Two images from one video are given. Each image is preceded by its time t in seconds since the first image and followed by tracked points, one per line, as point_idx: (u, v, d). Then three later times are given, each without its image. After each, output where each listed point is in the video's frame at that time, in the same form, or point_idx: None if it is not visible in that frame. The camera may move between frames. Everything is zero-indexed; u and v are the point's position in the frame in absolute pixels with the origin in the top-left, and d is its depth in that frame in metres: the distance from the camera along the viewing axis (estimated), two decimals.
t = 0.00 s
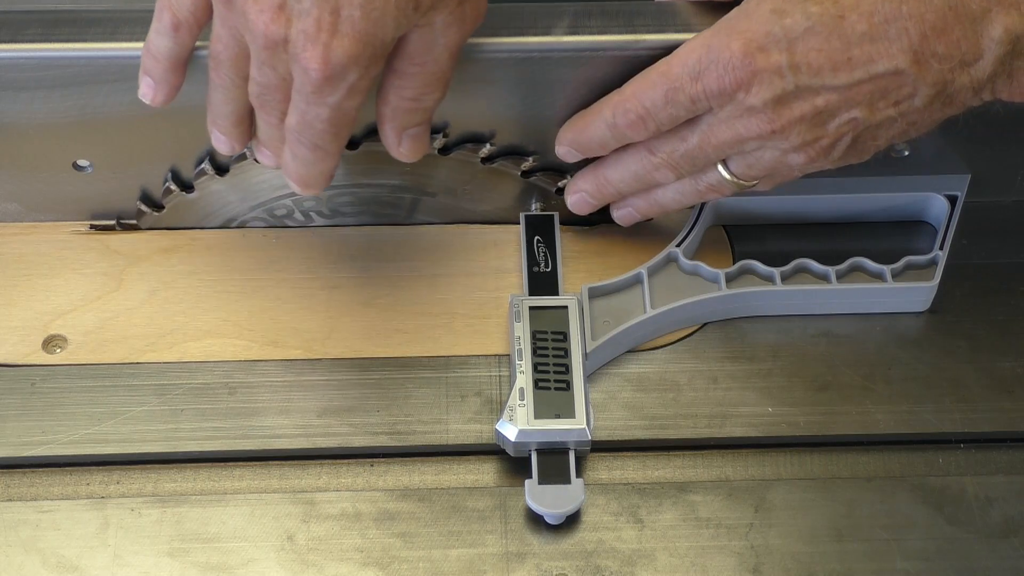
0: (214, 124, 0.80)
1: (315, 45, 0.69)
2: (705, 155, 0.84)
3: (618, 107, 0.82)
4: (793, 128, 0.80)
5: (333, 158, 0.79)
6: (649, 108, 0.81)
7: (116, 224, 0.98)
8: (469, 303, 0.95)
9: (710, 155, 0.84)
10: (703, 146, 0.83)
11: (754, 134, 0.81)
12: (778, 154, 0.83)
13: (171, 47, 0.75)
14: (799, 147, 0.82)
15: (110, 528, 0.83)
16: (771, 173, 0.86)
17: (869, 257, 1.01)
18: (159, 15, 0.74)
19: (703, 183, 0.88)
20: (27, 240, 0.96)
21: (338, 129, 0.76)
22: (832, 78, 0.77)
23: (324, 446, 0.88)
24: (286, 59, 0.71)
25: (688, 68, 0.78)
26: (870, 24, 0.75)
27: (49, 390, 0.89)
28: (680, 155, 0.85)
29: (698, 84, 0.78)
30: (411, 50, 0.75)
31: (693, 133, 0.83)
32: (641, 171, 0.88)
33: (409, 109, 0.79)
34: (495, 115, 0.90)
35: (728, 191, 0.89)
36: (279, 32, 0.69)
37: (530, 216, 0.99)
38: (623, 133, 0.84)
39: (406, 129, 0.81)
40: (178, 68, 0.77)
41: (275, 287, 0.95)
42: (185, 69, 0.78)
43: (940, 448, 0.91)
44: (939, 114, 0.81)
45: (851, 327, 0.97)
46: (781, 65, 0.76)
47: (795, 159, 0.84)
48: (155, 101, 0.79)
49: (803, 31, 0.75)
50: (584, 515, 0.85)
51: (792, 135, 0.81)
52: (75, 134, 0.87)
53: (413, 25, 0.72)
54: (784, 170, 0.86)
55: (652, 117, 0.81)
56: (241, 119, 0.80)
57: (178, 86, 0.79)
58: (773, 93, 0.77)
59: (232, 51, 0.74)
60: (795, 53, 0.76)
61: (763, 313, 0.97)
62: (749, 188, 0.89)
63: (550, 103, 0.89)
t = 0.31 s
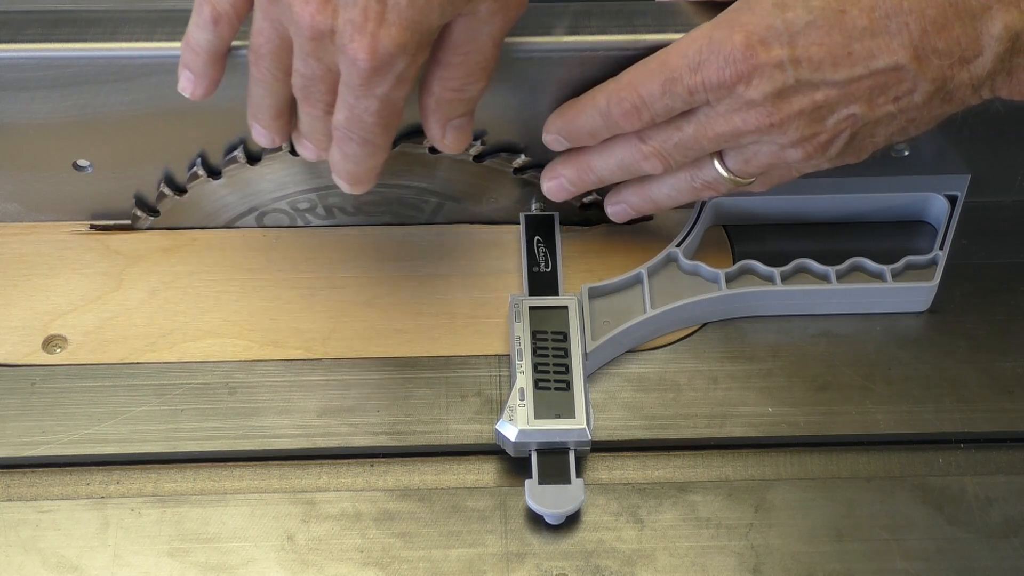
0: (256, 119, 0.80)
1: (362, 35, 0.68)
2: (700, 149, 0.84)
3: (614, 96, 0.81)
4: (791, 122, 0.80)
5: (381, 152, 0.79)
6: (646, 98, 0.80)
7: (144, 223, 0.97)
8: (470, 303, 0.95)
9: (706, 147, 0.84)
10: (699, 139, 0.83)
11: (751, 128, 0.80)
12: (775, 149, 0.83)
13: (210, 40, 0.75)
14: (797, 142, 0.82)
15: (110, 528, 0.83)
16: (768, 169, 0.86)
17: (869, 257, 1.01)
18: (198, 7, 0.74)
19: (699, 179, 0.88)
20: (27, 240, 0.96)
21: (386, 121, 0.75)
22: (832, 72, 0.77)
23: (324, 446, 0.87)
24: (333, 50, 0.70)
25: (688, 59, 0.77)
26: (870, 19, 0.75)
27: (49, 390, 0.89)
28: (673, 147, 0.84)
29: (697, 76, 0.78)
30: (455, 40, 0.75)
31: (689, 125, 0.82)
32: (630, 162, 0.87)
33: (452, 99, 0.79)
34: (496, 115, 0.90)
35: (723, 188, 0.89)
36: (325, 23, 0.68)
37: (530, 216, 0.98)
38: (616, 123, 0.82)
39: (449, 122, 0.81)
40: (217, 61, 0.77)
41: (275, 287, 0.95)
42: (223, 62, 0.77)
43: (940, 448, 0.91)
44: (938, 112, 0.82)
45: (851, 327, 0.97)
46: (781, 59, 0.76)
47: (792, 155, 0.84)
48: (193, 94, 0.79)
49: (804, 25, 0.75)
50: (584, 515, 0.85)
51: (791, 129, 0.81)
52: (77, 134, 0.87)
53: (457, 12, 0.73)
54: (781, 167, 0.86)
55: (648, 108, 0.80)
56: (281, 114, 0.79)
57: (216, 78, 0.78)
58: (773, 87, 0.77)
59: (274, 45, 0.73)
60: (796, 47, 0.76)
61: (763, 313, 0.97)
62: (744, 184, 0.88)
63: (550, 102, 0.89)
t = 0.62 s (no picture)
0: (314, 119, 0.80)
1: (420, 30, 0.67)
2: (710, 163, 0.84)
3: (622, 112, 0.82)
4: (798, 130, 0.80)
5: (440, 149, 0.78)
6: (653, 113, 0.81)
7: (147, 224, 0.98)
8: (470, 303, 0.95)
9: (715, 159, 0.84)
10: (708, 152, 0.83)
11: (759, 138, 0.81)
12: (784, 157, 0.83)
13: (263, 42, 0.74)
14: (805, 149, 0.82)
15: (110, 528, 0.83)
16: (776, 176, 0.86)
17: (869, 257, 1.01)
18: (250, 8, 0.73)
19: (709, 190, 0.89)
20: (27, 240, 0.96)
21: (444, 117, 0.75)
22: (836, 78, 0.76)
23: (324, 446, 0.87)
24: (391, 48, 0.69)
25: (693, 72, 0.78)
26: (873, 23, 0.75)
27: (49, 391, 0.89)
28: (684, 161, 0.85)
29: (702, 88, 0.78)
30: (511, 34, 0.73)
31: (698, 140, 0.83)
32: (644, 175, 0.88)
33: (507, 93, 0.78)
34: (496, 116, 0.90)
35: (732, 197, 0.89)
36: (382, 21, 0.67)
37: (530, 216, 0.98)
38: (625, 138, 0.84)
39: (507, 116, 0.80)
40: (269, 62, 0.76)
41: (276, 286, 0.95)
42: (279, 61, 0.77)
43: (940, 448, 0.91)
44: (944, 114, 0.81)
45: (851, 327, 0.97)
46: (785, 66, 0.76)
47: (801, 162, 0.84)
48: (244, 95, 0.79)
49: (807, 31, 0.75)
50: (584, 515, 0.85)
51: (798, 137, 0.81)
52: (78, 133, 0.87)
53: (513, 6, 0.70)
54: (790, 174, 0.86)
55: (655, 122, 0.81)
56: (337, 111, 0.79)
57: (267, 79, 0.78)
58: (779, 94, 0.77)
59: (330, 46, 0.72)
60: (800, 54, 0.76)
61: (763, 313, 0.97)
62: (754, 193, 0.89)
63: (549, 103, 0.89)
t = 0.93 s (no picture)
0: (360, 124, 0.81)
1: (453, 27, 0.65)
2: (702, 153, 0.84)
3: (616, 101, 0.81)
4: (792, 122, 0.80)
5: (483, 147, 0.77)
6: (648, 102, 0.80)
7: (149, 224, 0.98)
8: (470, 303, 0.95)
9: (708, 151, 0.84)
10: (701, 142, 0.83)
11: (753, 129, 0.80)
12: (777, 150, 0.83)
13: (297, 47, 0.75)
14: (798, 142, 0.82)
15: (110, 528, 0.83)
16: (769, 169, 0.86)
17: (869, 256, 1.01)
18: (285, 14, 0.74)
19: (700, 182, 0.88)
20: (27, 240, 0.96)
21: (484, 115, 0.73)
22: (832, 71, 0.77)
23: (323, 446, 0.87)
24: (426, 47, 0.68)
25: (689, 61, 0.77)
26: (871, 17, 0.75)
27: (49, 391, 0.89)
28: (676, 151, 0.84)
29: (698, 77, 0.78)
30: (544, 28, 0.71)
31: (689, 129, 0.83)
32: (633, 168, 0.87)
33: (536, 88, 0.76)
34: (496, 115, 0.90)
35: (723, 189, 0.89)
36: (416, 21, 0.66)
37: (530, 216, 0.98)
38: (617, 130, 0.83)
39: (540, 113, 0.78)
40: (304, 67, 0.77)
41: (276, 286, 0.95)
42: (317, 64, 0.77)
43: (940, 448, 0.91)
44: (939, 111, 0.82)
45: (851, 327, 0.97)
46: (782, 57, 0.76)
47: (793, 155, 0.84)
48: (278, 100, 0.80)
49: (805, 23, 0.75)
50: (584, 515, 0.85)
51: (792, 129, 0.81)
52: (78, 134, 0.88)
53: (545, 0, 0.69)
54: (782, 167, 0.86)
55: (650, 112, 0.80)
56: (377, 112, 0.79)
57: (303, 85, 0.79)
58: (774, 86, 0.77)
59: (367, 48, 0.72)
60: (797, 45, 0.76)
61: (763, 313, 0.97)
62: (746, 185, 0.88)
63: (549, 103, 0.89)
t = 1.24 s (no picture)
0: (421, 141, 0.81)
1: (502, 33, 0.63)
2: (703, 155, 0.85)
3: (616, 106, 0.81)
4: (790, 125, 0.80)
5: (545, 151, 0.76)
6: (647, 106, 0.80)
7: (156, 208, 0.96)
8: (470, 303, 0.95)
9: (708, 154, 0.84)
10: (701, 146, 0.84)
11: (751, 132, 0.81)
12: (775, 152, 0.83)
13: (354, 64, 0.76)
14: (796, 145, 0.82)
15: (110, 528, 0.83)
16: (769, 171, 0.87)
17: (869, 257, 1.01)
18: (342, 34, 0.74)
19: (700, 183, 0.89)
20: (28, 240, 0.97)
21: (542, 120, 0.71)
22: (829, 75, 0.76)
23: (323, 446, 0.87)
24: (478, 56, 0.66)
25: (687, 65, 0.78)
26: (867, 21, 0.74)
27: (49, 391, 0.89)
28: (677, 154, 0.85)
29: (696, 81, 0.78)
30: (593, 28, 0.68)
31: (690, 131, 0.83)
32: (640, 169, 0.88)
33: (587, 90, 0.73)
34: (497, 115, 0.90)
35: (724, 190, 0.90)
36: (465, 29, 0.64)
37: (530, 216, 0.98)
38: (618, 133, 0.83)
39: (593, 116, 0.75)
40: (362, 84, 0.78)
41: (277, 286, 0.95)
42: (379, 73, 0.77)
43: (940, 448, 0.91)
44: (937, 113, 0.81)
45: (850, 327, 0.97)
46: (779, 61, 0.76)
47: (792, 157, 0.84)
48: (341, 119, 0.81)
49: (801, 27, 0.75)
50: (584, 515, 0.85)
51: (789, 132, 0.81)
52: (78, 133, 0.88)
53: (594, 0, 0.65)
54: (782, 169, 0.87)
55: (650, 115, 0.81)
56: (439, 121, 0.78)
57: (362, 101, 0.80)
58: (771, 90, 0.77)
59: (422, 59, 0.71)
60: (794, 49, 0.76)
61: (763, 313, 0.98)
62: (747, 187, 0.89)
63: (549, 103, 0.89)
